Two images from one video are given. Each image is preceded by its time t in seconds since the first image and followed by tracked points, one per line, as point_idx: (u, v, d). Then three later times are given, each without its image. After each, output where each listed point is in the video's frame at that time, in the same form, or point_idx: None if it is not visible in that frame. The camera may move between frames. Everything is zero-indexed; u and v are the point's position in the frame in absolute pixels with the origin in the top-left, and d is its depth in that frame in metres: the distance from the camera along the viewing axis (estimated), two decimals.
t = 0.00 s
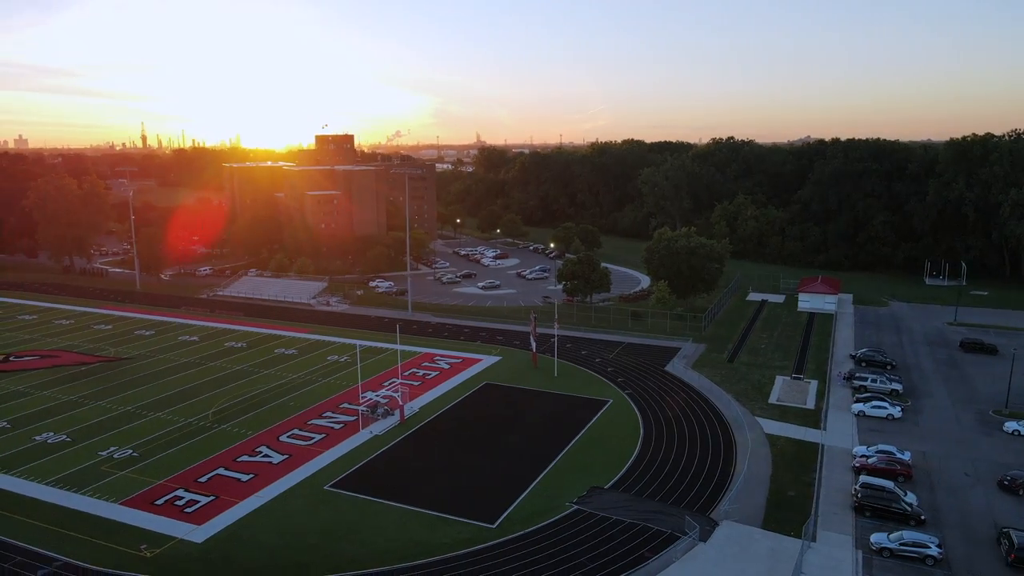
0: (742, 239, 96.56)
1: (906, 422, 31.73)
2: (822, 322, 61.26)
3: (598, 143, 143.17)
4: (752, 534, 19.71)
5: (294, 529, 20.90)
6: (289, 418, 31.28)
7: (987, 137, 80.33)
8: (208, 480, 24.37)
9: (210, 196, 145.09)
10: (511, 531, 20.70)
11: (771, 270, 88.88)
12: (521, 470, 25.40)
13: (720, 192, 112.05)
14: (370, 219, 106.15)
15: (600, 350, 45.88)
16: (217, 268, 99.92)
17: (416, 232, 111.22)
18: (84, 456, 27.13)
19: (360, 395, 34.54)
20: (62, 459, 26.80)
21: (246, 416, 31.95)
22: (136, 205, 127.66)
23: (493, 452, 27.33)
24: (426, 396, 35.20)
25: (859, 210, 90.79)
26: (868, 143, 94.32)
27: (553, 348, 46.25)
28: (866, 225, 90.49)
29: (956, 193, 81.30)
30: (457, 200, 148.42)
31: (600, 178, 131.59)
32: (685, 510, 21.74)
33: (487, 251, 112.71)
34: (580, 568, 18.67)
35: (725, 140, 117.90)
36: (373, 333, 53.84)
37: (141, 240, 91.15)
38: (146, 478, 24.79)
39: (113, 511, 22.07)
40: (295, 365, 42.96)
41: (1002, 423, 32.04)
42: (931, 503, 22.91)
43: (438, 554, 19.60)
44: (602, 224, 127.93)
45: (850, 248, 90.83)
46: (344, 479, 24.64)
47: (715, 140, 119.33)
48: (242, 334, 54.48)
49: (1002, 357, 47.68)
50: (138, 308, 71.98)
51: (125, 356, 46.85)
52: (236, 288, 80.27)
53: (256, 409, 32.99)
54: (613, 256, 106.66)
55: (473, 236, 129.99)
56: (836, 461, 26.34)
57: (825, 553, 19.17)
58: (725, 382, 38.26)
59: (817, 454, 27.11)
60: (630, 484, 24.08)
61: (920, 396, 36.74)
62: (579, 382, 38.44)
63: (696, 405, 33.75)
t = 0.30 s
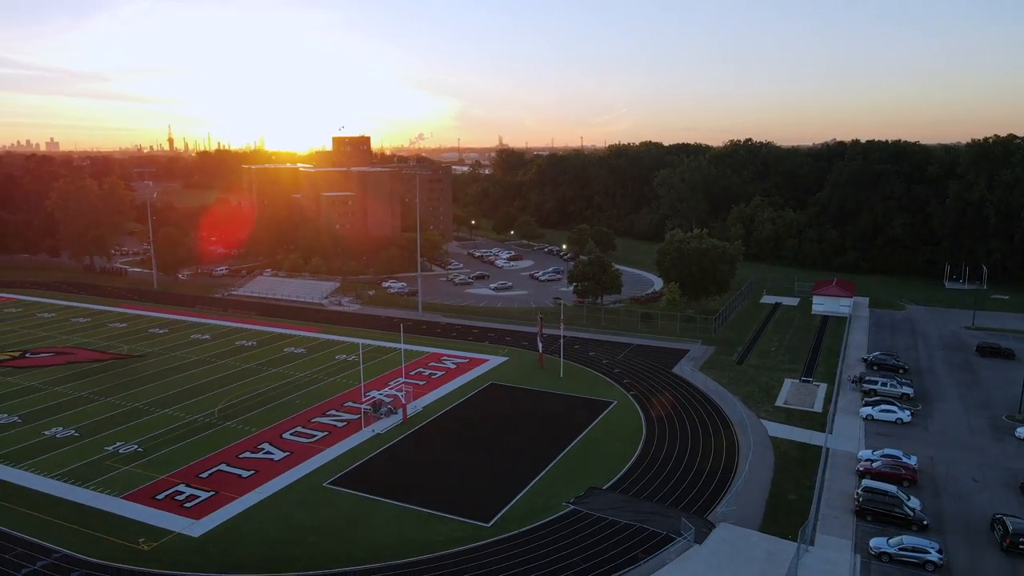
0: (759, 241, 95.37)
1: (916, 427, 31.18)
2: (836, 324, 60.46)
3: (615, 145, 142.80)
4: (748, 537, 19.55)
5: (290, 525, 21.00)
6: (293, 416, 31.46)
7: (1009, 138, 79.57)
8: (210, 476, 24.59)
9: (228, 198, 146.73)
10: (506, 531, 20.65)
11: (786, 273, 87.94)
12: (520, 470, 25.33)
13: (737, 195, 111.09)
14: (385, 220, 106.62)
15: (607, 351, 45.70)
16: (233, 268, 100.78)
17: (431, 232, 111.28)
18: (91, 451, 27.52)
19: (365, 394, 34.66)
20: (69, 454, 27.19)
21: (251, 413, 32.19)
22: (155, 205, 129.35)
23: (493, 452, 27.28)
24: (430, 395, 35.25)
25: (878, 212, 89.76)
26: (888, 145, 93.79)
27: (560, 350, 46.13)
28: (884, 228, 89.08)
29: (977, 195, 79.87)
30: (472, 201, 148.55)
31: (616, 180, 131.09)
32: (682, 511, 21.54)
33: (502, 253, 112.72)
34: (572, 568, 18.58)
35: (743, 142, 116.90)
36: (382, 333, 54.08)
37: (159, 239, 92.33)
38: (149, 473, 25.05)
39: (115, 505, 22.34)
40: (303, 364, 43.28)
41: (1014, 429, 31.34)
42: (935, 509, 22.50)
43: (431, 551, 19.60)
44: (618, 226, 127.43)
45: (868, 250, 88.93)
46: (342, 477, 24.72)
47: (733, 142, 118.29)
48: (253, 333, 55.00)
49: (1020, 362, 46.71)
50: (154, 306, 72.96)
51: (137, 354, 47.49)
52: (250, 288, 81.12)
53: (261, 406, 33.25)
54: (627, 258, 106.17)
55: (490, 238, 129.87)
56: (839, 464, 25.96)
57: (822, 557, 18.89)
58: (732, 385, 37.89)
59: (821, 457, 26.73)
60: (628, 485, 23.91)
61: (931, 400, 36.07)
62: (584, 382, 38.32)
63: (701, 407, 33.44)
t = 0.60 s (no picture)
0: (776, 244, 93.72)
1: (925, 431, 30.65)
2: (850, 327, 59.64)
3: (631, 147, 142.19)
4: (745, 540, 19.37)
5: (288, 521, 21.15)
6: (298, 413, 31.67)
7: None
8: (213, 471, 24.82)
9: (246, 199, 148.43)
10: (501, 530, 20.61)
11: (801, 275, 86.97)
12: (519, 469, 25.26)
13: (755, 197, 110.02)
14: (399, 221, 107.11)
15: (615, 352, 45.53)
16: (249, 268, 101.66)
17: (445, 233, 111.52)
18: (98, 445, 27.91)
19: (370, 392, 34.80)
20: (76, 448, 27.58)
21: (257, 410, 32.45)
22: (175, 205, 131.06)
23: (493, 451, 27.25)
24: (435, 395, 35.31)
25: (897, 215, 88.56)
26: (909, 147, 91.31)
27: (568, 350, 46.05)
28: (904, 230, 87.88)
29: (999, 196, 78.20)
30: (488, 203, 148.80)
31: (632, 182, 130.44)
32: (680, 512, 21.35)
33: (516, 254, 112.72)
34: (565, 567, 18.53)
35: (761, 144, 115.64)
36: (392, 332, 54.31)
37: (177, 239, 93.47)
38: (152, 468, 25.33)
39: (118, 498, 22.62)
40: (312, 362, 43.65)
41: None
42: (940, 515, 22.10)
43: (425, 549, 19.63)
44: (634, 228, 126.86)
45: (887, 253, 88.37)
46: (342, 474, 24.83)
47: (751, 144, 117.20)
48: (265, 332, 55.56)
49: None
50: (170, 305, 73.98)
51: (150, 351, 48.21)
52: (265, 288, 81.99)
53: (267, 404, 33.51)
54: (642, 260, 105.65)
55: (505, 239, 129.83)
56: (844, 468, 25.59)
57: (819, 561, 18.66)
58: (740, 387, 37.54)
59: (825, 460, 26.37)
60: (627, 486, 23.78)
61: (944, 404, 35.42)
62: (591, 383, 38.20)
63: (706, 408, 33.14)
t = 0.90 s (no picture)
0: (793, 246, 92.75)
1: (935, 435, 30.14)
2: (865, 330, 58.82)
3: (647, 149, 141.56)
4: (741, 542, 19.20)
5: (286, 516, 21.30)
6: (302, 411, 31.92)
7: None
8: (215, 467, 25.06)
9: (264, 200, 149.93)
10: (497, 528, 20.61)
11: (816, 278, 85.92)
12: (518, 469, 25.23)
13: (772, 198, 108.93)
14: (414, 222, 107.51)
15: (623, 353, 45.30)
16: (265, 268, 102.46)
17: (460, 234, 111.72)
18: (105, 440, 28.28)
19: (374, 391, 34.97)
20: (84, 443, 27.97)
21: (263, 407, 32.75)
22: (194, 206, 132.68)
23: (494, 450, 27.24)
24: (439, 394, 35.39)
25: (917, 217, 87.09)
26: (930, 147, 89.76)
27: (576, 351, 45.91)
28: (924, 232, 86.41)
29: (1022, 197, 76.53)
30: (503, 205, 148.94)
31: (648, 183, 129.76)
32: (677, 513, 21.20)
33: (530, 255, 112.64)
34: (558, 566, 18.47)
35: (779, 146, 114.47)
36: (402, 332, 54.48)
37: (194, 239, 94.58)
38: (156, 462, 25.61)
39: (121, 492, 22.90)
40: (320, 361, 44.01)
41: None
42: (945, 520, 21.72)
43: (420, 546, 19.68)
44: (649, 231, 126.26)
45: (906, 256, 87.09)
46: (342, 471, 24.97)
47: (769, 145, 116.04)
48: (276, 331, 56.07)
49: None
50: (185, 304, 74.87)
51: (163, 349, 48.87)
52: (279, 287, 82.73)
53: (273, 401, 33.80)
54: (656, 262, 105.03)
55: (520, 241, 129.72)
56: (848, 471, 25.24)
57: (817, 564, 18.43)
58: (748, 389, 37.17)
59: (830, 463, 26.04)
60: (626, 487, 23.64)
61: (956, 409, 34.80)
62: (597, 383, 38.03)
63: (712, 410, 32.86)
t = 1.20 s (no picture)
0: (809, 248, 91.49)
1: (944, 438, 29.63)
2: (880, 332, 57.95)
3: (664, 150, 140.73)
4: (738, 543, 19.01)
5: (284, 511, 21.43)
6: (307, 408, 32.13)
7: None
8: (218, 462, 25.29)
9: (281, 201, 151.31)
10: (492, 526, 20.58)
11: (832, 280, 84.87)
12: (518, 468, 25.19)
13: (789, 199, 107.69)
14: (427, 222, 107.85)
15: (631, 354, 45.03)
16: (280, 268, 103.27)
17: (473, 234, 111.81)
18: (112, 434, 28.68)
19: (380, 389, 35.11)
20: (91, 437, 28.36)
21: (268, 404, 33.01)
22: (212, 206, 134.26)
23: (495, 449, 27.19)
24: (443, 393, 35.41)
25: (936, 218, 85.74)
26: (950, 147, 88.59)
27: (584, 351, 45.75)
28: (943, 234, 85.02)
29: None
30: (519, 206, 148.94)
31: (663, 184, 128.99)
32: (674, 514, 21.02)
33: (543, 256, 112.51)
34: (552, 564, 18.37)
35: (798, 147, 113.14)
36: (411, 332, 54.58)
37: (211, 239, 95.57)
38: (161, 457, 25.88)
39: (124, 486, 23.17)
40: (328, 359, 44.29)
41: None
42: (949, 523, 21.35)
43: (415, 542, 19.72)
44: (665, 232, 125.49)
45: (925, 258, 85.76)
46: (343, 468, 25.08)
47: (788, 146, 114.77)
48: (287, 329, 56.53)
49: None
50: (201, 303, 75.68)
51: (176, 346, 49.50)
52: (293, 287, 83.41)
53: (279, 398, 34.06)
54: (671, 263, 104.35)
55: (534, 242, 129.59)
56: (852, 473, 24.89)
57: (814, 566, 18.19)
58: (755, 391, 36.78)
59: (834, 465, 25.69)
60: (625, 486, 23.49)
61: (969, 412, 34.17)
62: (603, 384, 37.80)
63: (717, 412, 32.55)
